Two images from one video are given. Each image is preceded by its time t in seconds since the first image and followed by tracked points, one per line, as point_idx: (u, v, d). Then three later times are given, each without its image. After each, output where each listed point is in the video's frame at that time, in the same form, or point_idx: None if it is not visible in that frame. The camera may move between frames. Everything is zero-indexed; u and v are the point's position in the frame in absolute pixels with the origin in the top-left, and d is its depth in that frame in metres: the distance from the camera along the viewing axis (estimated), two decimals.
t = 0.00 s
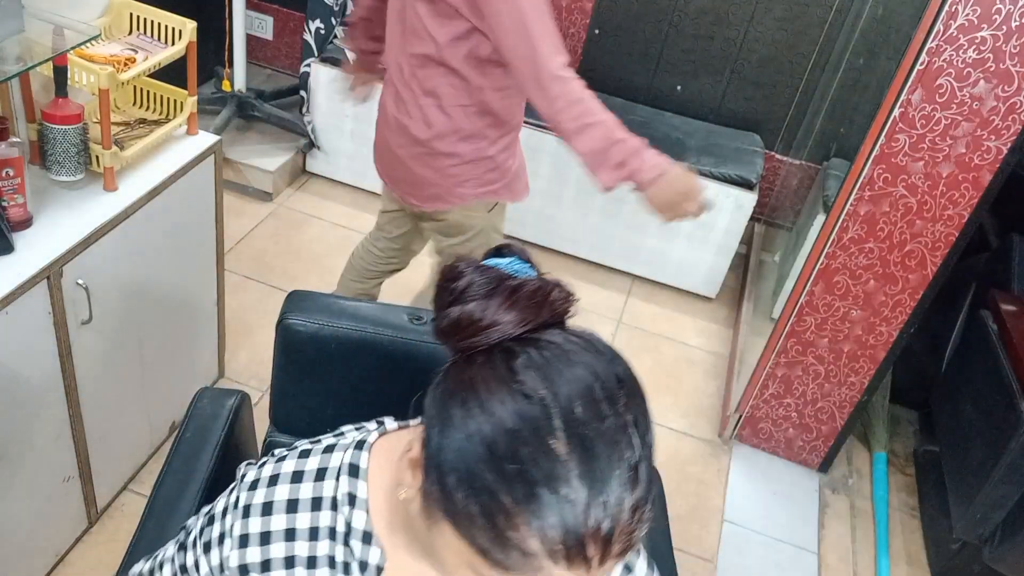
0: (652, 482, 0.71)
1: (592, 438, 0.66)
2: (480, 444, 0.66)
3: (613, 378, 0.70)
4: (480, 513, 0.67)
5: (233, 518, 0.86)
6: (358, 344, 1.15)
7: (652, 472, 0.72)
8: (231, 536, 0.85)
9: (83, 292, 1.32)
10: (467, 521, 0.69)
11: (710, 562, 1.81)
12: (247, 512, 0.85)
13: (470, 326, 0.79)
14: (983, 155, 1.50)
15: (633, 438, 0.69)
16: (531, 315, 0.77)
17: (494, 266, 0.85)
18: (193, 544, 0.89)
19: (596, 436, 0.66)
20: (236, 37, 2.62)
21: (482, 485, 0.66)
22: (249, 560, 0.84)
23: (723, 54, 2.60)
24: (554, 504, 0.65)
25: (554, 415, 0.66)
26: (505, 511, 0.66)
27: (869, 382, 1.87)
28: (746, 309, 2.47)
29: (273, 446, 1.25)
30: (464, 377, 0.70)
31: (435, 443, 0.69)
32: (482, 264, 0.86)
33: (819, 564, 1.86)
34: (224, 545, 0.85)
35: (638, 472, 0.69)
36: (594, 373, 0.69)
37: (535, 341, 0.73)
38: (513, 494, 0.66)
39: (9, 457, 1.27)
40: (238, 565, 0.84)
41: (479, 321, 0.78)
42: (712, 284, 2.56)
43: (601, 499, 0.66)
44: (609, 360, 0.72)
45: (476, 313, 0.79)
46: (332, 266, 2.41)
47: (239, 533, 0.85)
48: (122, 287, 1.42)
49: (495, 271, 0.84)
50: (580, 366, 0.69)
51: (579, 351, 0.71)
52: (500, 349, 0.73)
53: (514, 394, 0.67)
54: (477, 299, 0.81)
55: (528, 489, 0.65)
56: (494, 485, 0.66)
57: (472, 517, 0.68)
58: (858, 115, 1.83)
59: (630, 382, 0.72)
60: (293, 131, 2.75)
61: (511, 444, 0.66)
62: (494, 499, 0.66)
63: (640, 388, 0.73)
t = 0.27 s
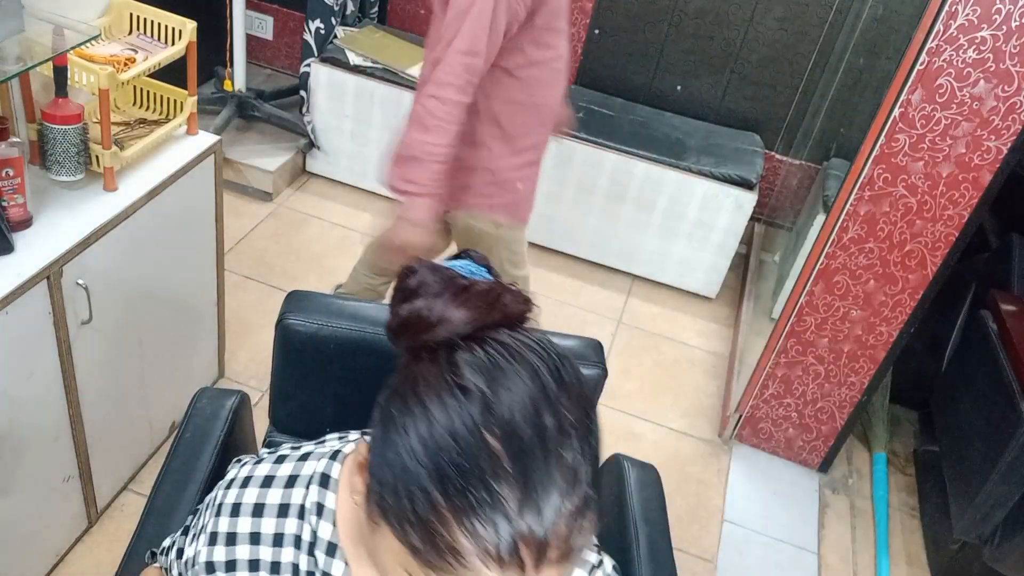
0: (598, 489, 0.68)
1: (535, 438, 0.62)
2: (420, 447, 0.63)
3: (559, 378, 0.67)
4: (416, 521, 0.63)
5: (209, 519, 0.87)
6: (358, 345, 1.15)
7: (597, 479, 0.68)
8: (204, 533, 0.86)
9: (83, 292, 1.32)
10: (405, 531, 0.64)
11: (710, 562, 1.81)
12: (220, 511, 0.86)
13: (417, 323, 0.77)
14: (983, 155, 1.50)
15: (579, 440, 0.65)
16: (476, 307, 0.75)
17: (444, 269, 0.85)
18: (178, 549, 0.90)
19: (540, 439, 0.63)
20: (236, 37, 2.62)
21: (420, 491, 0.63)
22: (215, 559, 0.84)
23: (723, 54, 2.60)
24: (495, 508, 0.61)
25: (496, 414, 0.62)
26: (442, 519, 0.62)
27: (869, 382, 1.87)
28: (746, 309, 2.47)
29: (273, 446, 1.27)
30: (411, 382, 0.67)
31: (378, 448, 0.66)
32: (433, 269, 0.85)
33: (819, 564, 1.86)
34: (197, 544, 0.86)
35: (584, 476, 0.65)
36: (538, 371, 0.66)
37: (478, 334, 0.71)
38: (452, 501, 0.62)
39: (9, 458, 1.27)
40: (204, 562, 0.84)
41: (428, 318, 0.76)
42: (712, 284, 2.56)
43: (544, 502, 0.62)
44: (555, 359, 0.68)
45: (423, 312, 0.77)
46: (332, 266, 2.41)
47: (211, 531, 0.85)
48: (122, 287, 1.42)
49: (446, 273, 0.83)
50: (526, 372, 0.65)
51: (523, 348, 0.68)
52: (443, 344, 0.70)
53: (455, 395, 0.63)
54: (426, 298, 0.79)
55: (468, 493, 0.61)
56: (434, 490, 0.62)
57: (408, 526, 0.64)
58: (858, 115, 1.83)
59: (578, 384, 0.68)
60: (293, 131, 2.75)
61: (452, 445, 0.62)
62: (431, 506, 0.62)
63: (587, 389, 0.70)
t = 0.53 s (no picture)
0: (552, 422, 0.68)
1: (488, 372, 0.62)
2: (376, 377, 0.62)
3: (517, 313, 0.66)
4: (371, 450, 0.63)
5: (192, 511, 0.86)
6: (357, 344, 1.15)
7: (552, 412, 0.68)
8: (190, 526, 0.85)
9: (83, 292, 1.32)
10: (361, 459, 0.65)
11: (710, 562, 1.81)
12: (203, 502, 0.86)
13: (383, 272, 0.74)
14: (983, 155, 1.50)
15: (534, 374, 0.65)
16: (440, 252, 0.72)
17: (412, 222, 0.81)
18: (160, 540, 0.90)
19: (494, 372, 0.62)
20: (237, 37, 2.62)
21: (374, 420, 0.62)
22: (205, 550, 0.84)
23: (723, 55, 2.60)
24: (448, 438, 0.61)
25: (451, 346, 0.61)
26: (395, 449, 0.62)
27: (869, 382, 1.87)
28: (746, 310, 2.47)
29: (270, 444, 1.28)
30: (373, 316, 0.66)
31: (350, 383, 0.65)
32: (402, 222, 0.82)
33: (819, 564, 1.85)
34: (183, 537, 0.86)
35: (537, 410, 0.65)
36: (495, 305, 0.65)
37: (439, 275, 0.68)
38: (405, 430, 0.61)
39: (9, 458, 1.27)
40: (194, 554, 0.84)
41: (393, 266, 0.73)
42: (711, 284, 2.56)
43: (495, 433, 0.62)
44: (513, 296, 0.67)
45: (389, 260, 0.74)
46: (332, 266, 2.41)
47: (196, 522, 0.85)
48: (122, 287, 1.42)
49: (414, 225, 0.80)
50: (490, 309, 0.64)
51: (485, 284, 0.66)
52: (404, 287, 0.68)
53: (411, 327, 0.62)
54: (392, 247, 0.77)
55: (420, 423, 0.61)
56: (387, 420, 0.62)
57: (363, 454, 0.64)
58: (858, 115, 1.83)
59: (536, 321, 0.67)
60: (293, 130, 2.75)
61: (407, 377, 0.61)
62: (384, 436, 0.62)
63: (545, 325, 0.69)
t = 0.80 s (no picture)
0: (522, 378, 0.76)
1: (458, 330, 0.70)
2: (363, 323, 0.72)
3: (498, 280, 0.73)
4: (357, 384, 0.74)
5: (207, 486, 0.88)
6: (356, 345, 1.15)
7: (523, 369, 0.76)
8: (208, 502, 0.87)
9: (83, 292, 1.32)
10: (349, 391, 0.75)
11: (711, 562, 1.81)
12: (218, 476, 0.88)
13: (392, 225, 0.82)
14: (983, 155, 1.50)
15: (503, 336, 0.73)
16: (447, 214, 0.80)
17: (425, 184, 0.89)
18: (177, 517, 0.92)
19: (462, 331, 0.71)
20: (236, 37, 2.62)
21: (360, 359, 0.73)
22: (229, 520, 0.87)
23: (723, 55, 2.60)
24: (417, 383, 0.71)
25: (428, 305, 0.70)
26: (374, 386, 0.73)
27: (869, 382, 1.87)
28: (745, 309, 2.47)
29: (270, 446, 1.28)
30: (371, 265, 0.75)
31: (345, 323, 0.75)
32: (415, 182, 0.89)
33: (819, 564, 1.86)
34: (204, 513, 0.88)
35: (503, 367, 0.73)
36: (477, 272, 0.72)
37: (440, 236, 0.76)
38: (382, 371, 0.72)
39: (8, 458, 1.27)
40: (219, 527, 0.87)
41: (402, 219, 0.81)
42: (711, 284, 2.56)
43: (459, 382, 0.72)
44: (497, 264, 0.74)
45: (398, 214, 0.82)
46: (332, 266, 2.41)
47: (214, 497, 0.87)
48: (121, 287, 1.42)
49: (427, 186, 0.88)
50: (469, 275, 0.72)
51: (469, 249, 0.74)
52: (405, 243, 0.77)
53: (397, 284, 0.71)
54: (404, 202, 0.84)
55: (395, 367, 0.71)
56: (369, 361, 0.72)
57: (352, 386, 0.75)
58: (858, 115, 1.83)
59: (516, 287, 0.75)
60: (293, 130, 2.75)
61: (388, 327, 0.70)
62: (366, 373, 0.73)
63: (527, 291, 0.76)
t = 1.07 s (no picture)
0: (502, 371, 0.77)
1: (437, 320, 0.72)
2: (350, 303, 0.74)
3: (485, 274, 0.74)
4: (342, 360, 0.77)
5: (213, 444, 0.92)
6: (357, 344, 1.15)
7: (505, 362, 0.77)
8: (212, 458, 0.91)
9: (83, 292, 1.32)
10: (337, 365, 0.78)
11: (710, 562, 1.81)
12: (224, 435, 0.92)
13: (394, 211, 0.82)
14: (983, 155, 1.50)
15: (483, 329, 0.73)
16: (449, 209, 0.80)
17: (437, 174, 0.89)
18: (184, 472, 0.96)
19: (441, 322, 0.72)
20: (236, 37, 2.62)
21: (346, 336, 0.75)
22: (229, 477, 0.90)
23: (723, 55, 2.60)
24: (394, 367, 0.73)
25: (410, 293, 0.71)
26: (355, 364, 0.75)
27: (869, 382, 1.87)
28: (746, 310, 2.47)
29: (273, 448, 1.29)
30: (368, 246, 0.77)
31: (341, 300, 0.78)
32: (427, 171, 0.89)
33: (819, 564, 1.86)
34: (206, 470, 0.91)
35: (481, 359, 0.74)
36: (464, 265, 0.73)
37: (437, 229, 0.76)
38: (364, 351, 0.74)
39: (8, 458, 1.27)
40: (220, 483, 0.90)
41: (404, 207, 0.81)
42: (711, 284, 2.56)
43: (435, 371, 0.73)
44: (488, 258, 0.75)
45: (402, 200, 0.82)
46: (332, 266, 2.41)
47: (219, 454, 0.91)
48: (121, 288, 1.42)
49: (438, 178, 0.87)
50: (456, 266, 0.72)
51: (461, 242, 0.74)
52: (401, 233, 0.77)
53: (384, 270, 0.72)
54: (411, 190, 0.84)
55: (375, 349, 0.73)
56: (353, 340, 0.74)
57: (339, 360, 0.78)
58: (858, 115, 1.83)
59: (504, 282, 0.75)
60: (293, 130, 2.75)
61: (371, 310, 0.72)
62: (350, 351, 0.75)
63: (518, 287, 0.76)
